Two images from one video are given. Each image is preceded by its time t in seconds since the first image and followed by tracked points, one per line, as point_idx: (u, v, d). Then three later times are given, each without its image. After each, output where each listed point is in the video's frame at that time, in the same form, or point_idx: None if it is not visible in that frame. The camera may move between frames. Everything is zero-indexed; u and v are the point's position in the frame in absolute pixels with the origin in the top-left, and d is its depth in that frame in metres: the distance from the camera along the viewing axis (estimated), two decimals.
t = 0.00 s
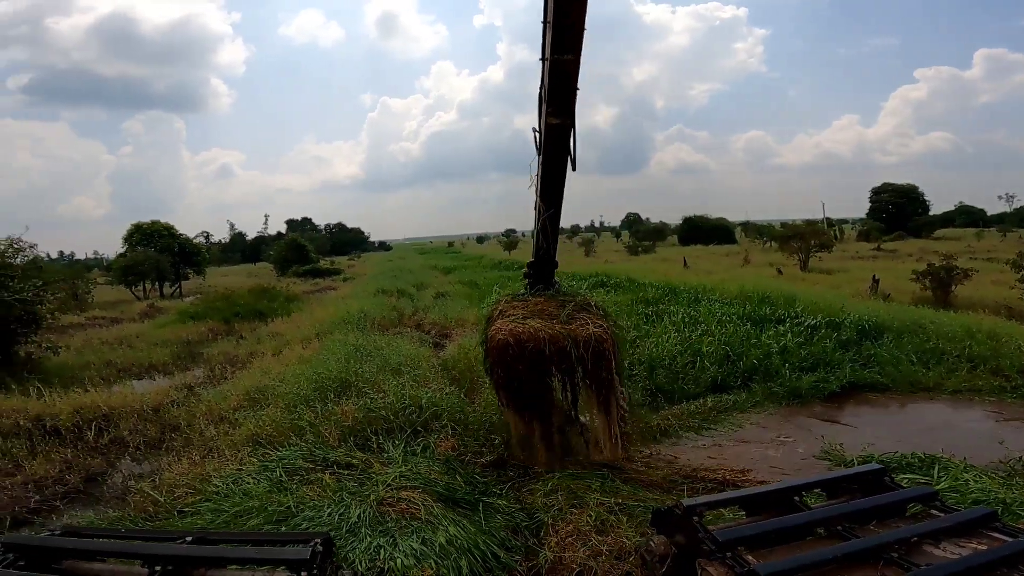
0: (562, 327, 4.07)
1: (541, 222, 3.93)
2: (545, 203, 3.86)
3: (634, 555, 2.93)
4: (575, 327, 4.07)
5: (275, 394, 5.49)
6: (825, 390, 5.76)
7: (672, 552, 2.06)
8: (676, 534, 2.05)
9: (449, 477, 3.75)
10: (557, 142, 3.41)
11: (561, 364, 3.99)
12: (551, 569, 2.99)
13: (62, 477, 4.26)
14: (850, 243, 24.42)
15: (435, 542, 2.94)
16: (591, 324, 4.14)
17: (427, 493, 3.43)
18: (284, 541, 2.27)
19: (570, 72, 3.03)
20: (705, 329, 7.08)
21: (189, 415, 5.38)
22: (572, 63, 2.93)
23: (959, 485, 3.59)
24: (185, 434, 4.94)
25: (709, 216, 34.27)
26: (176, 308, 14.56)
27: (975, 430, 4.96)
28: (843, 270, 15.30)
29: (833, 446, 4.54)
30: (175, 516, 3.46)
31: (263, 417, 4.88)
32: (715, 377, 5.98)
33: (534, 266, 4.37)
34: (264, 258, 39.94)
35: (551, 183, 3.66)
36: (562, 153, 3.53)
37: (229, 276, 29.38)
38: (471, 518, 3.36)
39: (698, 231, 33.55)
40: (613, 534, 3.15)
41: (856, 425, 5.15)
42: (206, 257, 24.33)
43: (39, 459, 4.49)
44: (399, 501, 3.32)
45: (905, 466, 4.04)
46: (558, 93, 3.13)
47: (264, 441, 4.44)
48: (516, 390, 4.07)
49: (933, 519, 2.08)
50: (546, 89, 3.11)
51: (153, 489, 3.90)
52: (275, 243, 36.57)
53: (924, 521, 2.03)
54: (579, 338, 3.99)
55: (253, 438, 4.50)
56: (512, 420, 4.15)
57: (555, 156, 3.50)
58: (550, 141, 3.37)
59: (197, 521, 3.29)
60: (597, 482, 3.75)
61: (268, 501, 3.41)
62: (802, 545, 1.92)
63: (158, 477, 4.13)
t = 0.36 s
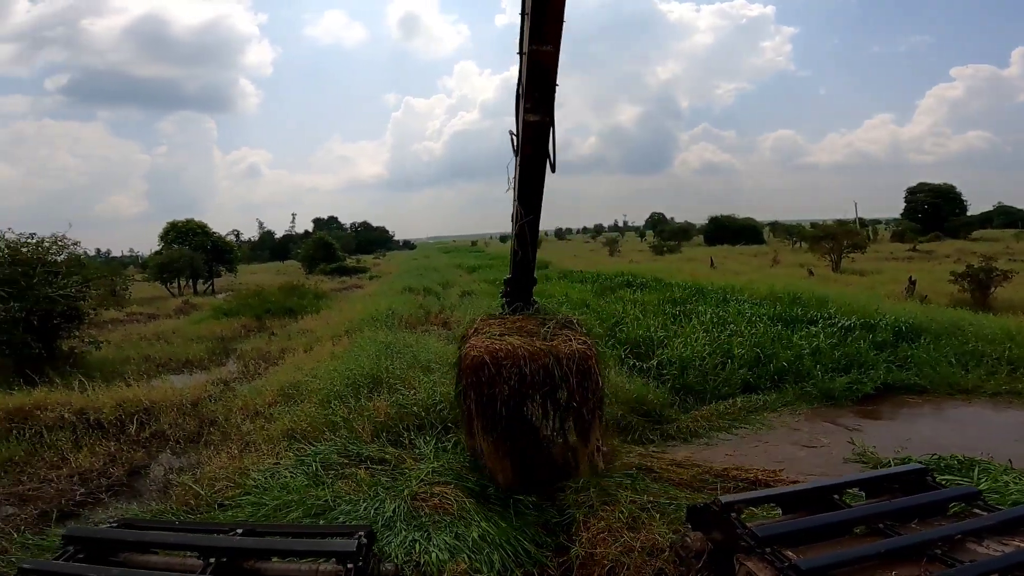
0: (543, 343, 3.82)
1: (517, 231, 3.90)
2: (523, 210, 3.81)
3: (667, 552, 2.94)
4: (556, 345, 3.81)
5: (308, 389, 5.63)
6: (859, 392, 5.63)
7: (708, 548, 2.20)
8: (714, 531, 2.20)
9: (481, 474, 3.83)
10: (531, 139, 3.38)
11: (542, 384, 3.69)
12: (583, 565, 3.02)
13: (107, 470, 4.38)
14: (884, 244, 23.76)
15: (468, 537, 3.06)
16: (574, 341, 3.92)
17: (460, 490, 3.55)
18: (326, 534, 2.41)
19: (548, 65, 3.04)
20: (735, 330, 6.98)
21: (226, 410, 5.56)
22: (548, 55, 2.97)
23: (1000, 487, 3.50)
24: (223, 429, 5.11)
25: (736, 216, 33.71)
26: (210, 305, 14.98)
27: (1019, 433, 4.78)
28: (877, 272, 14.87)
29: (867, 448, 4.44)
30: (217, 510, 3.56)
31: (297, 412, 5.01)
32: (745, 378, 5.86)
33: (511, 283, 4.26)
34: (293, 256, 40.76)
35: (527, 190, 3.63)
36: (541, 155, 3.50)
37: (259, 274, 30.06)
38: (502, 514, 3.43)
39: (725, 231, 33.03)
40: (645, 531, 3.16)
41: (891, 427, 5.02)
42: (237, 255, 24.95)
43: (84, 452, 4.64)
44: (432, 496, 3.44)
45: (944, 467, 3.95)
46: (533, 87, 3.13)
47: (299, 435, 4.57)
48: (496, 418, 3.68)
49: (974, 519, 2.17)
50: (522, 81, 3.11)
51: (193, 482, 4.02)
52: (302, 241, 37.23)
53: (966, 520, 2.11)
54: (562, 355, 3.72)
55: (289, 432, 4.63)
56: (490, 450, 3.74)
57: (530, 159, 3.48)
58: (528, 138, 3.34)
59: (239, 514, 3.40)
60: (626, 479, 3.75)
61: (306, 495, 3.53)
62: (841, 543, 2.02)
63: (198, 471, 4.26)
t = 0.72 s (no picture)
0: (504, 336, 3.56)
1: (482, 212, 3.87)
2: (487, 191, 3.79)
3: (698, 547, 2.95)
4: (514, 333, 3.56)
5: (337, 385, 5.74)
6: (889, 393, 5.53)
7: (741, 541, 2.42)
8: (748, 525, 2.42)
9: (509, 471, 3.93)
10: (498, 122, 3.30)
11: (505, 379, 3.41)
12: (612, 560, 3.06)
13: (146, 464, 4.52)
14: (914, 245, 23.17)
15: (498, 532, 3.17)
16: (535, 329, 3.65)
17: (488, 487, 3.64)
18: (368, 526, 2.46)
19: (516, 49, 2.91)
20: (761, 330, 6.89)
21: (257, 405, 5.70)
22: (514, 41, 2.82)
23: None
24: (255, 424, 5.25)
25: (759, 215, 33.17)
26: (237, 302, 15.31)
27: None
28: (907, 272, 14.49)
29: (898, 450, 4.37)
30: (253, 503, 3.65)
31: (327, 408, 5.12)
32: (772, 378, 5.79)
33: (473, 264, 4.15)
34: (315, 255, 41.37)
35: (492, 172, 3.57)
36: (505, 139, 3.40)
37: (283, 272, 30.58)
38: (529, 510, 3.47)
39: (748, 231, 32.54)
40: (675, 527, 3.17)
41: (923, 428, 4.93)
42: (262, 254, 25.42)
43: (123, 446, 4.80)
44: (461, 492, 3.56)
45: (979, 470, 3.86)
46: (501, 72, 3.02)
47: (329, 431, 4.66)
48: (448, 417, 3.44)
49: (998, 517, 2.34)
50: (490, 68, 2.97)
51: (230, 476, 4.13)
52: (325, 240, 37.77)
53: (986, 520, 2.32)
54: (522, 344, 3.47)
55: (319, 428, 4.73)
56: (456, 462, 3.40)
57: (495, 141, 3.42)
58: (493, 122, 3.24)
59: (275, 507, 3.50)
60: (653, 476, 3.75)
61: (340, 489, 3.63)
62: (879, 534, 2.29)
63: (233, 465, 4.38)
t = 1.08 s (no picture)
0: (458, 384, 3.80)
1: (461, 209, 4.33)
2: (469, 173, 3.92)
3: (714, 544, 2.96)
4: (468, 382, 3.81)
5: (353, 383, 5.80)
6: (907, 392, 5.47)
7: (759, 537, 2.44)
8: (765, 521, 2.44)
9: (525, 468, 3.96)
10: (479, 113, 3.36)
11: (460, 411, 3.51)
12: (628, 557, 3.07)
13: (168, 460, 4.61)
14: (932, 245, 22.85)
15: (515, 529, 3.20)
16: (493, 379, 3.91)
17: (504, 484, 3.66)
18: (389, 521, 2.49)
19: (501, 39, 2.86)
20: (777, 330, 6.84)
21: (275, 402, 5.78)
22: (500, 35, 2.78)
23: None
24: (273, 421, 5.33)
25: (773, 215, 32.88)
26: (253, 301, 15.50)
27: None
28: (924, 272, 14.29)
29: (917, 450, 4.32)
30: (274, 499, 3.72)
31: (343, 406, 5.18)
32: (789, 377, 5.74)
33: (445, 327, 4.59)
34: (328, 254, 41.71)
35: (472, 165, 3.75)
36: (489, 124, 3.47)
37: (297, 271, 30.88)
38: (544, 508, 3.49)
39: (762, 231, 32.27)
40: (692, 524, 3.17)
41: (941, 428, 4.87)
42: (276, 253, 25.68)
43: (145, 442, 4.89)
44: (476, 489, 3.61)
45: (1000, 470, 3.81)
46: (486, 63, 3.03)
47: (347, 428, 4.71)
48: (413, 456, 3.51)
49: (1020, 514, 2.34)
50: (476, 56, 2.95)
51: (250, 472, 4.20)
52: (338, 239, 38.08)
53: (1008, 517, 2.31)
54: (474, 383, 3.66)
55: (337, 425, 4.79)
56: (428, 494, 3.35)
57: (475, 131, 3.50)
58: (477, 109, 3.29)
59: (297, 503, 3.59)
60: (669, 475, 3.73)
61: (360, 485, 3.74)
62: (900, 529, 2.31)
63: (252, 462, 4.45)
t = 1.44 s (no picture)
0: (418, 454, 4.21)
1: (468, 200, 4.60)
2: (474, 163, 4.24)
3: (717, 545, 2.94)
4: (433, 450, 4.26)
5: (358, 382, 5.81)
6: (915, 392, 5.42)
7: (764, 539, 2.44)
8: (770, 522, 2.42)
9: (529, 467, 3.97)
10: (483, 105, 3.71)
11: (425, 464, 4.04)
12: (631, 557, 3.06)
13: (173, 459, 4.63)
14: (942, 244, 22.60)
15: (517, 527, 3.16)
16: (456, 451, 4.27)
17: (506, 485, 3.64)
18: (393, 520, 2.49)
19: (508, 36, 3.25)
20: (783, 329, 6.80)
21: (280, 400, 5.81)
22: (507, 29, 3.16)
23: None
24: (278, 419, 5.35)
25: (780, 215, 32.69)
26: (259, 299, 15.55)
27: None
28: (933, 272, 14.14)
29: (925, 452, 4.27)
30: (276, 497, 3.72)
31: (347, 404, 5.19)
32: (795, 377, 5.71)
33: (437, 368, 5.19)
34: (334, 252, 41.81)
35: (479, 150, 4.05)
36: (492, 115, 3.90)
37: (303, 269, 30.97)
38: (546, 508, 3.47)
39: (768, 230, 32.07)
40: (697, 524, 3.15)
41: (950, 429, 4.82)
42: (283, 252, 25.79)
43: (151, 441, 4.92)
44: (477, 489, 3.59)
45: (1009, 471, 3.76)
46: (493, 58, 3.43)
47: (350, 426, 4.74)
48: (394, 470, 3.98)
49: None
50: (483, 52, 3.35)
51: (253, 471, 4.20)
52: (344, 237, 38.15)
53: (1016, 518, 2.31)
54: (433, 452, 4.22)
55: (341, 423, 4.80)
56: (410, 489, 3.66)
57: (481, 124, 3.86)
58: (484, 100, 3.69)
59: (299, 502, 3.56)
60: (674, 474, 3.71)
61: (362, 485, 3.69)
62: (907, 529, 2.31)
63: (256, 461, 4.47)
